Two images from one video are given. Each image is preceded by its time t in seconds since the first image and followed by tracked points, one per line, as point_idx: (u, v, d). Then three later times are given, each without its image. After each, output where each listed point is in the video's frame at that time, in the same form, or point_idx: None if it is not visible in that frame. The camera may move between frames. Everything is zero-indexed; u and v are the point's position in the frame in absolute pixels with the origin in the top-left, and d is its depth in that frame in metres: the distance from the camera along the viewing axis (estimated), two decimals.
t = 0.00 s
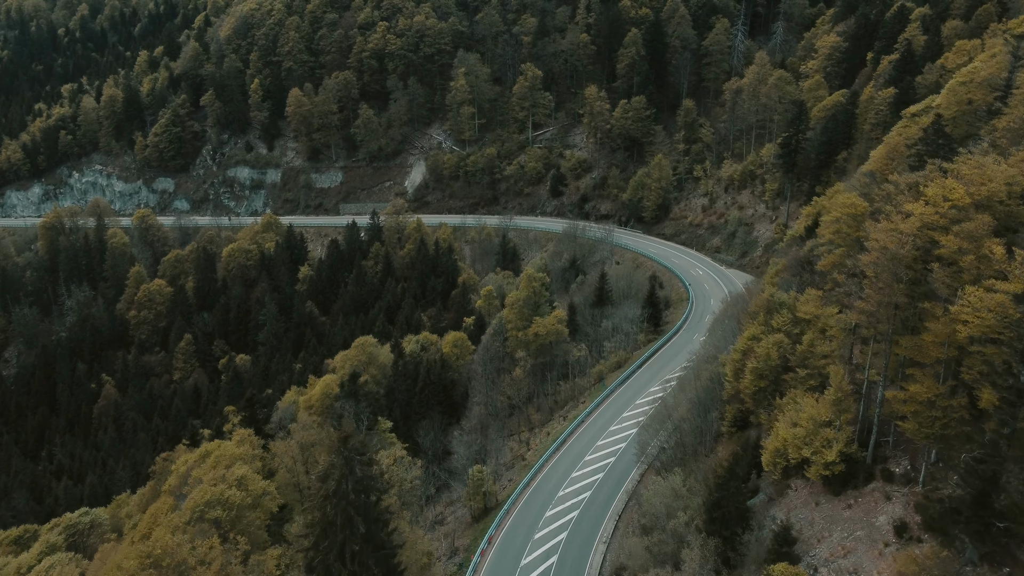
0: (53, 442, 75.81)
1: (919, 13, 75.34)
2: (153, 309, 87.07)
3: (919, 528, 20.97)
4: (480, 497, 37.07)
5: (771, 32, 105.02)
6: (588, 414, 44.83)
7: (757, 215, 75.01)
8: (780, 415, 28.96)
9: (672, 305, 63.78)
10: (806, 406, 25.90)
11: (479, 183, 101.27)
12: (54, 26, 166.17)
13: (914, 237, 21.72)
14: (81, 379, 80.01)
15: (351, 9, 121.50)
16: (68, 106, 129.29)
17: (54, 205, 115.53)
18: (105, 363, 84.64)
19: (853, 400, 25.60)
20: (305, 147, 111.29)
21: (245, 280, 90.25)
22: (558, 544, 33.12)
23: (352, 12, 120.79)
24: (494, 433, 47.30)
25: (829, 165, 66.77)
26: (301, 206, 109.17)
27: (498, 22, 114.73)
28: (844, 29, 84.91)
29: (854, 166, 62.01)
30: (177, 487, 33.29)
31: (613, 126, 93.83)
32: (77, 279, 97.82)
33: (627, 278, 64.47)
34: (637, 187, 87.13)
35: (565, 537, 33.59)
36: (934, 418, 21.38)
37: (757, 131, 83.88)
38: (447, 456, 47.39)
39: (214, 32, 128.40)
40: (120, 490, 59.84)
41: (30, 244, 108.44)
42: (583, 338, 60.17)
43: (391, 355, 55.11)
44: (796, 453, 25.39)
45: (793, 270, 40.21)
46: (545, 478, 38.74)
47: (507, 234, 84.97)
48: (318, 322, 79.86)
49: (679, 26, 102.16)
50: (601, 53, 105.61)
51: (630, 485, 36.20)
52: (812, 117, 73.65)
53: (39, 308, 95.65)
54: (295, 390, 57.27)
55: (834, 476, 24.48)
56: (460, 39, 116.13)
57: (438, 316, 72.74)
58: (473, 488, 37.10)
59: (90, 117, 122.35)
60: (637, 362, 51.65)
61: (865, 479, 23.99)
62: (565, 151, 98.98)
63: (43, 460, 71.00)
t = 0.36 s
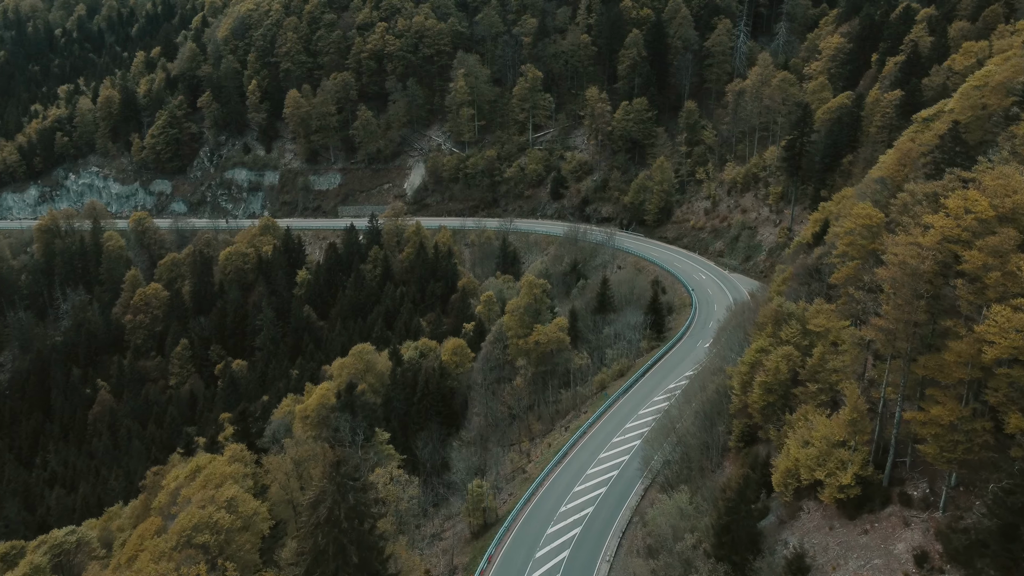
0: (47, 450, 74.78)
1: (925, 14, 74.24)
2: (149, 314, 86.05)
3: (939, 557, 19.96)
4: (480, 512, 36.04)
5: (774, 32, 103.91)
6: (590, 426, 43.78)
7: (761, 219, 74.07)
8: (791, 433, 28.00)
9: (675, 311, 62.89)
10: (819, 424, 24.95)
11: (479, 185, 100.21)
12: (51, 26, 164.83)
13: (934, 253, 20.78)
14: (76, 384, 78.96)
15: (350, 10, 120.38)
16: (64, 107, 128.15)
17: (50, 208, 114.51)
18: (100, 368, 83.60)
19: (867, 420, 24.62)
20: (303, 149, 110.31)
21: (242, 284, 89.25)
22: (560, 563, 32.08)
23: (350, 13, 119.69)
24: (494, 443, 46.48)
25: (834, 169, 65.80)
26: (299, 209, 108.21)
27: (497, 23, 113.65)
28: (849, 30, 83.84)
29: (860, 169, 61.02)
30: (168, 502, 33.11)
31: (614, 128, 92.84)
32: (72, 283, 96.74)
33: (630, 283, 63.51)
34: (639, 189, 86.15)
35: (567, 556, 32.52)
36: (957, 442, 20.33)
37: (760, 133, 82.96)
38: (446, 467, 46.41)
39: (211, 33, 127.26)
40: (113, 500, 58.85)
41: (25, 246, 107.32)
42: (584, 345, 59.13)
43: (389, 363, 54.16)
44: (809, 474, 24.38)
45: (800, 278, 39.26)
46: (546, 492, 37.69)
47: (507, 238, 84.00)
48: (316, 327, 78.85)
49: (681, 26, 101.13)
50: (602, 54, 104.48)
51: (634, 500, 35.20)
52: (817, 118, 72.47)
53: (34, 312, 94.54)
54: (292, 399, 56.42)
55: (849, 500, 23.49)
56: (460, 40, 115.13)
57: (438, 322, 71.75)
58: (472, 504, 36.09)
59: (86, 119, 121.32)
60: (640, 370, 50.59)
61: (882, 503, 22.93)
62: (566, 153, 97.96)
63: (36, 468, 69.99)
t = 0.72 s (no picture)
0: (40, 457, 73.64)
1: (931, 14, 73.13)
2: (144, 318, 84.98)
3: None
4: (479, 529, 35.00)
5: (776, 33, 102.84)
6: (592, 438, 42.59)
7: (764, 222, 73.09)
8: (802, 451, 26.99)
9: (678, 317, 62.04)
10: (832, 444, 23.96)
11: (479, 187, 99.16)
12: (47, 26, 163.59)
13: (957, 268, 19.83)
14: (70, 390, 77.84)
15: (349, 10, 119.33)
16: (61, 108, 127.02)
17: (46, 210, 113.43)
18: (95, 373, 82.51)
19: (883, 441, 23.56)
20: (301, 151, 109.31)
21: (239, 288, 88.19)
22: None
23: (349, 13, 118.69)
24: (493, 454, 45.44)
25: (839, 173, 64.82)
26: (297, 211, 107.07)
27: (497, 24, 112.59)
28: (853, 31, 82.79)
29: (866, 173, 60.06)
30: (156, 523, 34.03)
31: (615, 130, 91.85)
32: (67, 286, 95.61)
33: (632, 288, 62.50)
34: (641, 192, 85.13)
35: None
36: (981, 469, 19.28)
37: (764, 135, 81.95)
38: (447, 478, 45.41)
39: (209, 34, 126.15)
40: (106, 510, 57.83)
41: (20, 249, 106.13)
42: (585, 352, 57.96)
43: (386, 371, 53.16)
44: (824, 498, 23.33)
45: (809, 287, 38.25)
46: (547, 509, 36.55)
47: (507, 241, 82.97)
48: (314, 332, 77.78)
49: (683, 27, 100.14)
50: (603, 55, 103.48)
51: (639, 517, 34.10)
52: (822, 120, 71.30)
53: (28, 316, 93.43)
54: (288, 406, 55.51)
55: (865, 525, 22.44)
56: (459, 41, 114.09)
57: (437, 327, 70.68)
58: (471, 521, 35.06)
59: (83, 120, 120.39)
60: (642, 379, 49.46)
61: (900, 529, 21.86)
62: (567, 155, 96.91)
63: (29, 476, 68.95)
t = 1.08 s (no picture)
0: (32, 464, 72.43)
1: (938, 15, 72.00)
2: (140, 322, 83.94)
3: None
4: (479, 547, 34.02)
5: (779, 34, 101.76)
6: (594, 451, 41.43)
7: (768, 226, 72.05)
8: (815, 472, 25.93)
9: (680, 323, 61.07)
10: (847, 467, 22.94)
11: (478, 190, 98.14)
12: (45, 27, 162.40)
13: (983, 286, 18.95)
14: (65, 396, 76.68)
15: (347, 11, 118.31)
16: (57, 110, 125.98)
17: (42, 212, 112.39)
18: (91, 378, 81.48)
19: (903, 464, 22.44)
20: (299, 153, 108.30)
21: (236, 292, 87.16)
22: None
23: (347, 14, 117.70)
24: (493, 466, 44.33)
25: (846, 176, 63.62)
26: (295, 214, 105.97)
27: (497, 25, 111.50)
28: (858, 32, 81.74)
29: (872, 177, 59.01)
30: (144, 539, 34.75)
31: (617, 132, 90.81)
32: (63, 290, 94.52)
33: (634, 294, 61.47)
34: (642, 195, 84.09)
35: None
36: (1007, 500, 18.20)
37: (767, 138, 80.92)
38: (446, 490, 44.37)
39: (206, 34, 125.09)
40: (99, 521, 56.74)
41: (16, 252, 105.04)
42: (586, 358, 56.76)
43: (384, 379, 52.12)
44: (839, 523, 22.26)
45: (818, 296, 37.22)
46: (549, 525, 35.44)
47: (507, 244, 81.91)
48: (311, 337, 76.74)
49: (685, 28, 99.11)
50: (604, 56, 102.50)
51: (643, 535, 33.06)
52: (827, 123, 70.14)
53: (23, 320, 92.36)
54: (285, 415, 54.48)
55: (884, 553, 21.40)
56: (459, 42, 113.04)
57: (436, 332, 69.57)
58: (471, 538, 34.14)
59: (79, 122, 119.35)
60: (645, 388, 48.32)
61: (920, 558, 20.78)
62: (567, 157, 95.89)
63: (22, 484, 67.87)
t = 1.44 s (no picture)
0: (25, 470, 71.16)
1: (944, 15, 70.95)
2: (135, 327, 82.87)
3: None
4: (478, 566, 32.96)
5: (783, 35, 100.68)
6: (597, 464, 40.30)
7: (772, 230, 71.02)
8: (829, 494, 24.85)
9: (683, 329, 60.05)
10: (864, 490, 21.86)
11: (478, 192, 97.04)
12: (42, 27, 161.20)
13: (1013, 304, 18.04)
14: (59, 402, 75.55)
15: (346, 11, 117.22)
16: (53, 111, 124.89)
17: (38, 215, 111.39)
18: (86, 384, 80.39)
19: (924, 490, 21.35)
20: (297, 154, 107.24)
21: (233, 297, 86.12)
22: None
23: (346, 14, 116.67)
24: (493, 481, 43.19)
25: (852, 180, 62.54)
26: (293, 216, 104.94)
27: (497, 26, 110.27)
28: (863, 33, 80.73)
29: (879, 180, 57.96)
30: (130, 562, 35.09)
31: (618, 134, 89.78)
32: (57, 293, 93.44)
33: (636, 300, 60.44)
34: (644, 198, 83.04)
35: None
36: None
37: (770, 140, 79.92)
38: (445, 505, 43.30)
39: (204, 35, 123.95)
40: (90, 533, 55.62)
41: (11, 254, 104.02)
42: (588, 366, 55.68)
43: (382, 387, 51.08)
44: (856, 551, 21.15)
45: (827, 306, 36.23)
46: (551, 542, 34.34)
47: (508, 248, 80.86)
48: (309, 342, 75.71)
49: (687, 28, 98.05)
50: (605, 58, 101.52)
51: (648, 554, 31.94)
52: (832, 126, 68.75)
53: (18, 324, 91.30)
54: (281, 423, 53.49)
55: None
56: (459, 43, 111.97)
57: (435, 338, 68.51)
58: (470, 556, 33.09)
59: (75, 123, 118.20)
60: (649, 398, 47.19)
61: None
62: (568, 160, 94.86)
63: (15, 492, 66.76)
